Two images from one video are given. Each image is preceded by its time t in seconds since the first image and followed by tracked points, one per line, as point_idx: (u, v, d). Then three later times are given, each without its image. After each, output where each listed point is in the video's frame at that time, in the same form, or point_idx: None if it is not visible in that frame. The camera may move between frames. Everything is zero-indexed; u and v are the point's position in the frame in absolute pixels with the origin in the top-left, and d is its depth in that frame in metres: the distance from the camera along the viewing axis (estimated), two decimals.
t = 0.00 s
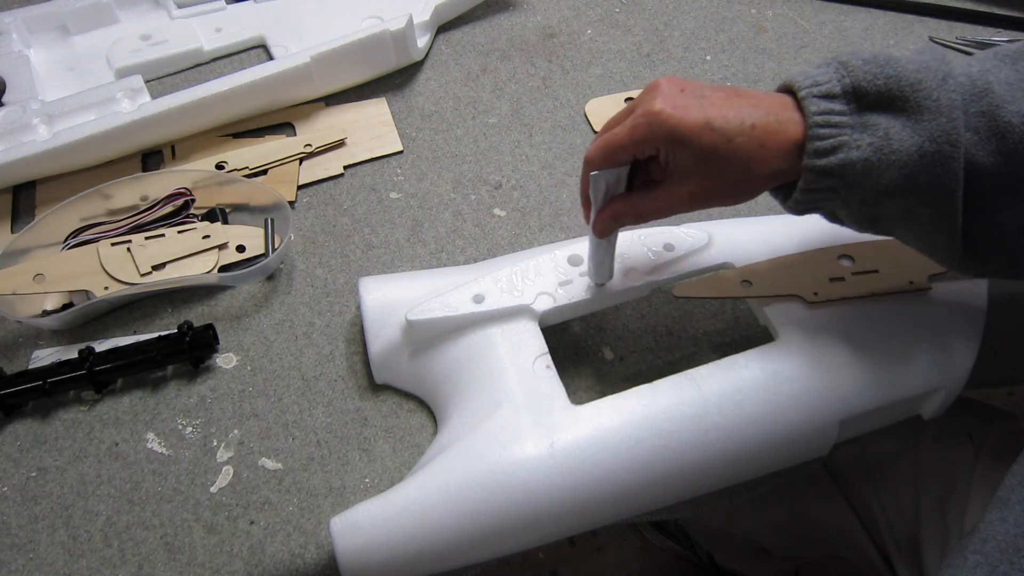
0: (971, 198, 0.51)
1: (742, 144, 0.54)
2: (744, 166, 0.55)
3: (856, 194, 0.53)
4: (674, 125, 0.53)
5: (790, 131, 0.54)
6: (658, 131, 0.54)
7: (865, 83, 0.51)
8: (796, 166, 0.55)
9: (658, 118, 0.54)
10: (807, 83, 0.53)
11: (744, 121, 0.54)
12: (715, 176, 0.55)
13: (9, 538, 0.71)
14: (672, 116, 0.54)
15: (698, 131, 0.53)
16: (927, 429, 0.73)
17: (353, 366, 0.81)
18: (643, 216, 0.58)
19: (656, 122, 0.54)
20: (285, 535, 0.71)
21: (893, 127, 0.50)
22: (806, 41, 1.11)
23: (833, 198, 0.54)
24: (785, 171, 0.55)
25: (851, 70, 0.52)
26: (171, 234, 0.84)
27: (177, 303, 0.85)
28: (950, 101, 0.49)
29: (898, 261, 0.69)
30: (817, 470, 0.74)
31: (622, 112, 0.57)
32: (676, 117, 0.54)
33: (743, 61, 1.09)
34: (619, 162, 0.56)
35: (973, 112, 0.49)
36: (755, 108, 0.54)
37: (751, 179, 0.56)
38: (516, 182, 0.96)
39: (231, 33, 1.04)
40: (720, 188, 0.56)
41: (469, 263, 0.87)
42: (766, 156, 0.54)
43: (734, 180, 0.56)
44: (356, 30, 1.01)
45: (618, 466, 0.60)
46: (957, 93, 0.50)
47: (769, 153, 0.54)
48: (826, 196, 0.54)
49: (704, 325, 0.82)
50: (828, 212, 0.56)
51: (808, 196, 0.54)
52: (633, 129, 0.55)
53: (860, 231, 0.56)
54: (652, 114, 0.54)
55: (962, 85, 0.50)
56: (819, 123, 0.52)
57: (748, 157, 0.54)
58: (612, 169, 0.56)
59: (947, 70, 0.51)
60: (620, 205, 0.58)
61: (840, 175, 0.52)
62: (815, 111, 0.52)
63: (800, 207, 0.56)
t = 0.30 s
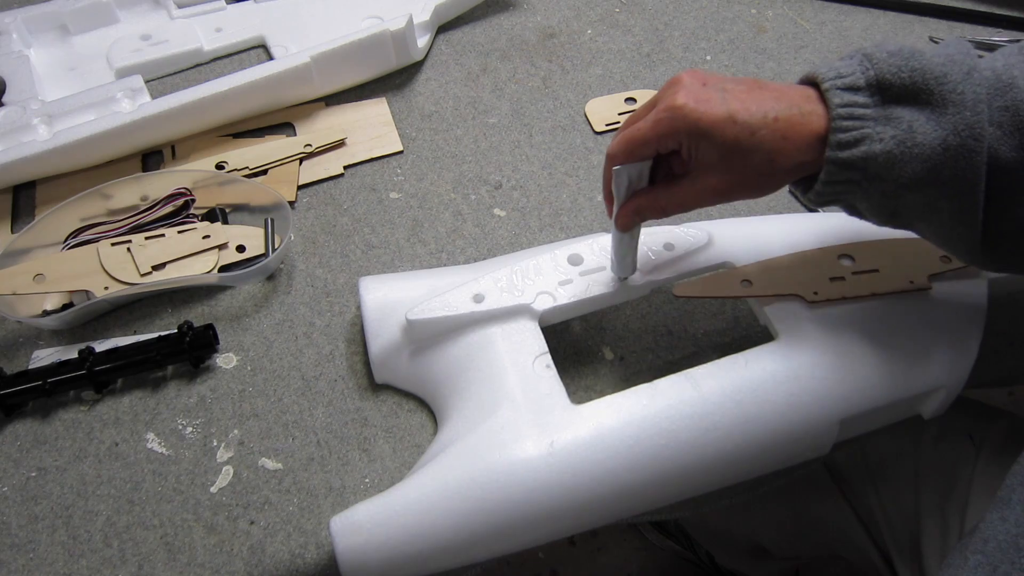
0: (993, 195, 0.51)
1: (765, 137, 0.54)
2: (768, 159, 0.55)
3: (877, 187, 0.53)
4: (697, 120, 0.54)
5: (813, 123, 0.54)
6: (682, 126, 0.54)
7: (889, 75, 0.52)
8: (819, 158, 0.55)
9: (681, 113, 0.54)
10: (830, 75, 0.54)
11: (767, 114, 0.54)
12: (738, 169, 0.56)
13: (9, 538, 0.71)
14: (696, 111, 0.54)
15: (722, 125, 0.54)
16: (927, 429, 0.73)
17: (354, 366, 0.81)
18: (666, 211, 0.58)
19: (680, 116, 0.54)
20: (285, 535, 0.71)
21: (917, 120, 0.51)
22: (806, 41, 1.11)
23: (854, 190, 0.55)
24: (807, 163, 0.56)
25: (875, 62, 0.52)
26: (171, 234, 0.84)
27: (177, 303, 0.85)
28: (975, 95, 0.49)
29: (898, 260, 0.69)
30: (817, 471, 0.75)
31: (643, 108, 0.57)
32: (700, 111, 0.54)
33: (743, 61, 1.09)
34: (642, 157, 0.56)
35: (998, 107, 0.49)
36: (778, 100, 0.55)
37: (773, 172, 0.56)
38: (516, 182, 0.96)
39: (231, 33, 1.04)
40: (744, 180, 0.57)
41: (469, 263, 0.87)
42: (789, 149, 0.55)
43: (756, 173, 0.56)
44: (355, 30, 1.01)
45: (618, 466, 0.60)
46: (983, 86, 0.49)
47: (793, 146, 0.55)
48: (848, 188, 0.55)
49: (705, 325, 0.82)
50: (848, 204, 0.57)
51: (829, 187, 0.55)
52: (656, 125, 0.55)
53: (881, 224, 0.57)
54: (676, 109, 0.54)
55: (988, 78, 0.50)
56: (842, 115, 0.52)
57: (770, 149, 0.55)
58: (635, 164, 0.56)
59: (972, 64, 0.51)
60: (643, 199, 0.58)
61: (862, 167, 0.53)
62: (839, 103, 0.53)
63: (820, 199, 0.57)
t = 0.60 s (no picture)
0: (1016, 187, 0.51)
1: (789, 122, 0.54)
2: (792, 144, 0.55)
3: (901, 176, 0.53)
4: (724, 101, 0.54)
5: (839, 110, 0.54)
6: (709, 106, 0.54)
7: (917, 64, 0.52)
8: (843, 145, 0.55)
9: (709, 93, 0.54)
10: (857, 64, 0.54)
11: (794, 99, 0.54)
12: (761, 153, 0.56)
13: (9, 538, 0.71)
14: (723, 92, 0.54)
15: (748, 107, 0.54)
16: (927, 429, 0.73)
17: (353, 366, 0.81)
18: (688, 192, 0.58)
19: (707, 96, 0.54)
20: (284, 536, 0.71)
21: (944, 110, 0.51)
22: (806, 41, 1.11)
23: (878, 179, 0.55)
24: (831, 150, 0.56)
25: (903, 52, 0.53)
26: (171, 234, 0.84)
27: (177, 303, 0.85)
28: (1001, 87, 0.50)
29: (898, 260, 0.69)
30: (818, 471, 0.75)
31: (670, 90, 0.58)
32: (727, 92, 0.54)
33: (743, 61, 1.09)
34: (667, 137, 0.56)
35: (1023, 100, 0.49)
36: (805, 86, 0.55)
37: (797, 158, 0.56)
38: (516, 182, 0.96)
39: (231, 33, 1.04)
40: (767, 165, 0.57)
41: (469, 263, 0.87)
42: (814, 135, 0.55)
43: (780, 158, 0.56)
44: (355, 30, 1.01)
45: (618, 466, 0.60)
46: (1008, 79, 0.50)
47: (818, 132, 0.55)
48: (871, 176, 0.55)
49: (705, 324, 0.82)
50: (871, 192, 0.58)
51: (851, 175, 0.55)
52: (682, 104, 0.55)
53: (903, 213, 0.57)
54: (703, 89, 0.54)
55: (1015, 71, 0.50)
56: (869, 103, 0.52)
57: (795, 134, 0.55)
58: (659, 144, 0.56)
59: (998, 56, 0.51)
60: (666, 179, 0.58)
61: (886, 155, 0.53)
62: (865, 92, 0.53)
63: (843, 186, 0.57)
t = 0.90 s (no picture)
0: None
1: (804, 116, 0.54)
2: (804, 140, 0.55)
3: (915, 176, 0.54)
4: (740, 92, 0.54)
5: (853, 108, 0.54)
6: (725, 98, 0.54)
7: (932, 65, 0.52)
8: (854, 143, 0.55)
9: (725, 84, 0.54)
10: (873, 64, 0.54)
11: (809, 94, 0.54)
12: (774, 148, 0.56)
13: (9, 538, 0.71)
14: (739, 84, 0.54)
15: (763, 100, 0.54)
16: (927, 429, 0.73)
17: (354, 366, 0.81)
18: (699, 184, 0.58)
19: (723, 88, 0.54)
20: (284, 536, 0.71)
21: (958, 110, 0.51)
22: (806, 41, 1.11)
23: (890, 178, 0.55)
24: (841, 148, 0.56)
25: (919, 52, 0.53)
26: (171, 234, 0.84)
27: (177, 303, 0.85)
28: (1016, 87, 0.49)
29: (899, 260, 0.69)
30: (818, 471, 0.74)
31: (686, 80, 0.58)
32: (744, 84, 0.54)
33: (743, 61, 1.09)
34: (681, 127, 0.56)
35: None
36: (820, 84, 0.55)
37: (808, 154, 0.56)
38: (516, 182, 0.96)
39: (231, 33, 1.04)
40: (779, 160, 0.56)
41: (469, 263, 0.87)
42: (827, 131, 0.55)
43: (791, 154, 0.56)
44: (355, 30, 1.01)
45: (618, 466, 0.60)
46: None
47: (831, 128, 0.54)
48: (884, 175, 0.55)
49: (705, 325, 0.82)
50: (883, 193, 0.58)
51: (862, 172, 0.56)
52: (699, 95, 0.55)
53: (916, 215, 0.58)
54: (720, 80, 0.54)
55: None
56: (883, 102, 0.53)
57: (808, 129, 0.55)
58: (674, 134, 0.57)
59: (1015, 59, 0.51)
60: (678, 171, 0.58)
61: (899, 154, 0.53)
62: (880, 90, 0.53)
63: (855, 185, 0.57)
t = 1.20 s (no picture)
0: None
1: (814, 128, 0.54)
2: (813, 153, 0.55)
3: (921, 187, 0.53)
4: (751, 104, 0.54)
5: (861, 120, 0.54)
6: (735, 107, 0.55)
7: (938, 78, 0.52)
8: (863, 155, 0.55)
9: (735, 96, 0.54)
10: (878, 78, 0.54)
11: (818, 107, 0.54)
12: (781, 160, 0.56)
13: (9, 538, 0.71)
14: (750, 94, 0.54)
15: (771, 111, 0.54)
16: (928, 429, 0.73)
17: (354, 366, 0.81)
18: (706, 195, 0.58)
19: (734, 101, 0.54)
20: (285, 536, 0.71)
21: (962, 121, 0.51)
22: (806, 41, 1.11)
23: (897, 190, 0.55)
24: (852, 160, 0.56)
25: (924, 67, 0.53)
26: (171, 234, 0.84)
27: (177, 303, 0.85)
28: (1023, 101, 0.49)
29: (899, 261, 0.69)
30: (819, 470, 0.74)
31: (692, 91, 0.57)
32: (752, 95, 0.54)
33: (742, 61, 1.09)
34: (690, 139, 0.56)
35: None
36: (829, 95, 0.55)
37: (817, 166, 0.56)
38: (516, 182, 0.96)
39: (231, 33, 1.04)
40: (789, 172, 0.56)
41: (469, 263, 0.87)
42: (835, 143, 0.55)
43: (799, 165, 0.56)
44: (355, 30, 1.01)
45: (618, 466, 0.60)
46: None
47: (839, 140, 0.55)
48: (890, 188, 0.55)
49: (705, 325, 0.82)
50: (888, 205, 0.58)
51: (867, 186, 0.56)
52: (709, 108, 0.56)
53: (923, 228, 0.57)
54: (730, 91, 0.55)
55: None
56: (890, 114, 0.53)
57: (817, 142, 0.54)
58: (681, 146, 0.56)
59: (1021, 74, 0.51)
60: (685, 181, 0.58)
61: (905, 167, 0.53)
62: (885, 102, 0.53)
63: (862, 196, 0.57)
